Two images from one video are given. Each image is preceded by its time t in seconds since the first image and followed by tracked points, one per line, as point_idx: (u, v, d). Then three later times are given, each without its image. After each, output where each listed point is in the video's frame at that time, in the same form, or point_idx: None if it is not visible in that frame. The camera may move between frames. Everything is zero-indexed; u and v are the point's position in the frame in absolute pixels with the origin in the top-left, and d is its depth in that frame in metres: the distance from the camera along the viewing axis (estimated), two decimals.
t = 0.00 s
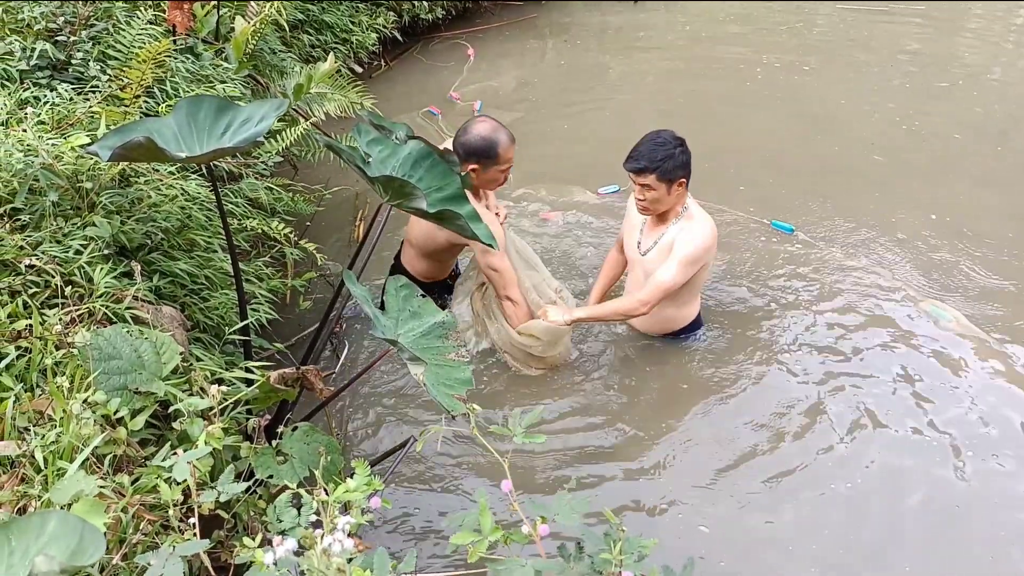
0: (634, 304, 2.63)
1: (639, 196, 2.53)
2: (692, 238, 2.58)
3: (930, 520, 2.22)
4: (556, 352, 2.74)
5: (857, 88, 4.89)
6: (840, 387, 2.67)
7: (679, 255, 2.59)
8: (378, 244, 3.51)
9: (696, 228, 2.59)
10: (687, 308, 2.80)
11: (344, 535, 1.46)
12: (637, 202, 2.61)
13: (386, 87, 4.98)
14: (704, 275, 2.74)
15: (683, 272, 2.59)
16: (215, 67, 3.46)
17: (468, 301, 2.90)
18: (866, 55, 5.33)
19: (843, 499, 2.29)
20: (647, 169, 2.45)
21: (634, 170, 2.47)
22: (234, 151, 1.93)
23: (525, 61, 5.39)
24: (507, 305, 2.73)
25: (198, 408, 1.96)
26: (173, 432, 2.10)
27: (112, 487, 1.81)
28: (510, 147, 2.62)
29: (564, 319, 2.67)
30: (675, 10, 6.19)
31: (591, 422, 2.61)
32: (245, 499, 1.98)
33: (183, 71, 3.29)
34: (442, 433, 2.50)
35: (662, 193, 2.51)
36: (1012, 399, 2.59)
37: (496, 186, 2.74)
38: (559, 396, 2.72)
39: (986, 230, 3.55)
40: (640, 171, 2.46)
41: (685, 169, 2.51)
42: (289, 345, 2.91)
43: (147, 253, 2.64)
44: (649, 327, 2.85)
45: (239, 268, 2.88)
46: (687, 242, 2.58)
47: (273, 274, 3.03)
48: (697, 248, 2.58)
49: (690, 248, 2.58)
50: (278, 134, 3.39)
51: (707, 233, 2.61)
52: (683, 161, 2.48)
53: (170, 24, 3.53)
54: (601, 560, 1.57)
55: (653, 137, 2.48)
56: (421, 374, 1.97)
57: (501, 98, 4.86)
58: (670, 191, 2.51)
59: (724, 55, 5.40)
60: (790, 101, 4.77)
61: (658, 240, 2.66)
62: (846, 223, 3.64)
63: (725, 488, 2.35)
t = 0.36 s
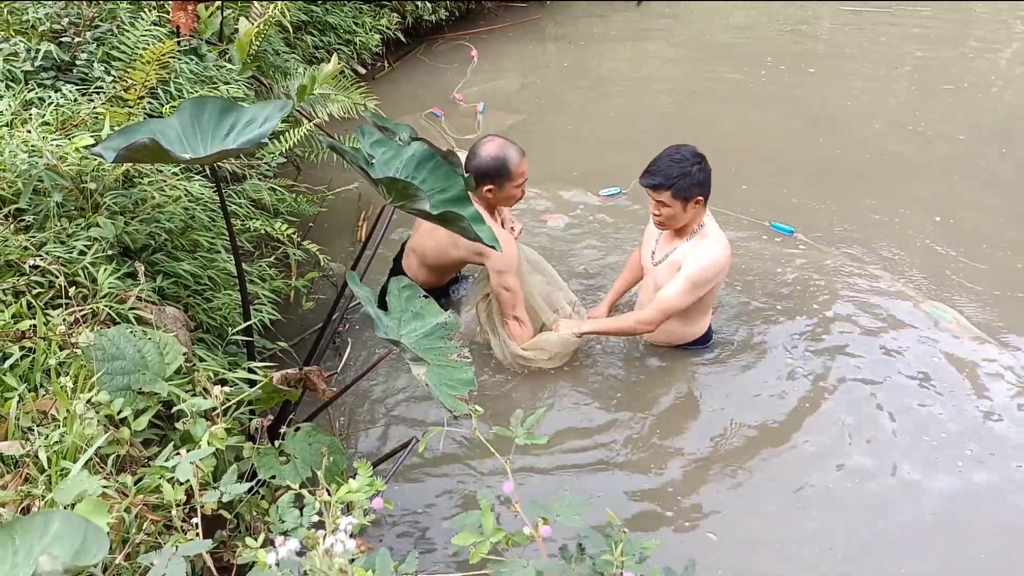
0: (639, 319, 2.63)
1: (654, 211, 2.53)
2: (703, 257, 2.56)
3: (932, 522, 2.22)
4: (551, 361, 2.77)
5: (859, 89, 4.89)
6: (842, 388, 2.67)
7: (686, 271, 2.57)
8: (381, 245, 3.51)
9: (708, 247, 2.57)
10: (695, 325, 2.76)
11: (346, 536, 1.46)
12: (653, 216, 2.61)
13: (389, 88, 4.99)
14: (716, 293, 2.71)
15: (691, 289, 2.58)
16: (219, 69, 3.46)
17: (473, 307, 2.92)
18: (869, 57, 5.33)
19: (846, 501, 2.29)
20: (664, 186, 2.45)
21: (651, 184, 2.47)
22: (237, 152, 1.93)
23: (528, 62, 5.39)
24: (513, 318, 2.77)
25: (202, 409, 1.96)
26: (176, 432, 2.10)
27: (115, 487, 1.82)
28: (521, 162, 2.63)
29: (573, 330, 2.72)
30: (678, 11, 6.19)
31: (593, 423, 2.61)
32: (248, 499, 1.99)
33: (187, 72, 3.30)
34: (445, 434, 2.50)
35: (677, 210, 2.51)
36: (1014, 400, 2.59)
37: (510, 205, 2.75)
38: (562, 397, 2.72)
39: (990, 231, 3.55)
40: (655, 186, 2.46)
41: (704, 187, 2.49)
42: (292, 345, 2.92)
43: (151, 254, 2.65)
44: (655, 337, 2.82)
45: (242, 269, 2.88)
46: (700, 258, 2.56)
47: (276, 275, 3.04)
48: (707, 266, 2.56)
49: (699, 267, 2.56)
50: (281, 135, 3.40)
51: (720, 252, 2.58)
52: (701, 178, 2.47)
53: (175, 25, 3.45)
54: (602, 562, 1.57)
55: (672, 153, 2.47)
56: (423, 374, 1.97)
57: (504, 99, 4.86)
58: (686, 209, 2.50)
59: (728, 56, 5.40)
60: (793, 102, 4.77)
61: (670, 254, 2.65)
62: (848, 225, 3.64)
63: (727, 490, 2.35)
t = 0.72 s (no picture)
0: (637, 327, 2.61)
1: (659, 213, 2.53)
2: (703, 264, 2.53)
3: (936, 522, 2.20)
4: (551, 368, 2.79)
5: (865, 88, 4.87)
6: (846, 387, 2.66)
7: (685, 278, 2.54)
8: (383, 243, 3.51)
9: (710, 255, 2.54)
10: (701, 335, 2.72)
11: (346, 535, 1.45)
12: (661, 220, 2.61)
13: (393, 86, 4.98)
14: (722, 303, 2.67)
15: (690, 297, 2.54)
16: (222, 66, 3.46)
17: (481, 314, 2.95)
18: (875, 55, 5.31)
19: (850, 500, 2.27)
20: (666, 189, 2.45)
21: (656, 186, 2.47)
22: (238, 150, 1.93)
23: (532, 60, 5.38)
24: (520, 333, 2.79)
25: (203, 407, 1.96)
26: (177, 430, 2.10)
27: (116, 484, 1.81)
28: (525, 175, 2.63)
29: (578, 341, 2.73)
30: (683, 8, 6.17)
31: (595, 422, 2.60)
32: (249, 498, 1.98)
33: (189, 69, 3.29)
34: (447, 432, 2.49)
35: (680, 214, 2.50)
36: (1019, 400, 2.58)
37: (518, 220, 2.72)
38: (564, 396, 2.71)
39: (996, 230, 3.52)
40: (658, 189, 2.46)
41: (710, 193, 2.47)
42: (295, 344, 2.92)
43: (154, 251, 2.64)
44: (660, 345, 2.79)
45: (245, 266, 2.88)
46: (701, 265, 2.53)
47: (278, 273, 3.03)
48: (707, 273, 2.53)
49: (698, 274, 2.53)
50: (284, 133, 3.40)
51: (723, 260, 2.55)
52: (706, 184, 2.44)
53: (177, 23, 3.53)
54: (603, 561, 1.56)
55: (679, 156, 2.45)
56: (424, 372, 1.97)
57: (507, 97, 4.85)
58: (688, 214, 2.49)
59: (732, 54, 5.38)
60: (798, 100, 4.75)
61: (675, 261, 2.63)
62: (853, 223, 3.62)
63: (730, 490, 2.33)
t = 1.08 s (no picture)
0: (643, 324, 2.64)
1: (663, 211, 2.56)
2: (703, 264, 2.53)
3: (938, 521, 2.21)
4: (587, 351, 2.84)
5: (867, 89, 4.88)
6: (844, 384, 2.68)
7: (688, 278, 2.54)
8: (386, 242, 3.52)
9: (712, 255, 2.54)
10: (706, 337, 2.72)
11: (351, 529, 1.46)
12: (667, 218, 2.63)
13: (396, 86, 4.99)
14: (727, 305, 2.66)
15: (693, 295, 2.53)
16: (226, 65, 3.48)
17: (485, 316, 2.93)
18: (877, 56, 5.32)
19: (852, 499, 2.28)
20: (667, 187, 2.49)
21: (659, 183, 2.51)
22: (244, 147, 1.94)
23: (534, 61, 5.39)
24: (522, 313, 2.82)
25: (208, 403, 1.96)
26: (181, 427, 2.11)
27: (121, 480, 1.82)
28: (543, 173, 2.64)
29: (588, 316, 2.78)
30: (685, 10, 6.19)
31: (597, 420, 2.60)
32: (253, 494, 1.99)
33: (194, 68, 3.31)
34: (450, 429, 2.50)
35: (682, 212, 2.52)
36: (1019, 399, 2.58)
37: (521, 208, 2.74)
38: (567, 394, 2.71)
39: (997, 231, 3.53)
40: (661, 186, 2.49)
41: (713, 191, 2.47)
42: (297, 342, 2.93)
43: (158, 249, 2.65)
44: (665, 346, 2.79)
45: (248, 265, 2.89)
46: (704, 265, 2.53)
47: (282, 271, 3.04)
48: (710, 273, 2.52)
49: (700, 274, 2.53)
50: (287, 132, 3.41)
51: (726, 259, 2.54)
52: (708, 182, 2.45)
53: (182, 22, 3.51)
54: (607, 558, 1.57)
55: (682, 155, 2.48)
56: (427, 371, 1.98)
57: (510, 98, 4.86)
58: (691, 212, 2.51)
59: (734, 55, 5.39)
60: (800, 101, 4.76)
61: (680, 261, 2.64)
62: (854, 223, 3.63)
63: (733, 488, 2.33)
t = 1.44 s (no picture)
0: (647, 313, 2.63)
1: (675, 206, 2.58)
2: (710, 262, 2.55)
3: (939, 521, 2.22)
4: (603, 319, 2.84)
5: (869, 89, 4.89)
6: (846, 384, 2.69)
7: (694, 276, 2.56)
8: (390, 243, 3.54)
9: (719, 253, 2.55)
10: (708, 336, 2.74)
11: (357, 528, 1.48)
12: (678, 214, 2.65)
13: (400, 87, 5.01)
14: (730, 305, 2.68)
15: (699, 292, 2.55)
16: (231, 67, 3.50)
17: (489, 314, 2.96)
18: (880, 57, 5.32)
19: (854, 499, 2.29)
20: (680, 181, 2.51)
21: (672, 178, 2.53)
22: (251, 150, 1.96)
23: (537, 62, 5.41)
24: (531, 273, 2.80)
25: (214, 404, 1.98)
26: (187, 427, 2.13)
27: (128, 480, 1.84)
28: (554, 143, 2.69)
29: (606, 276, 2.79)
30: (688, 11, 6.20)
31: (600, 420, 2.62)
32: (260, 494, 2.01)
33: (199, 70, 3.33)
34: (453, 429, 2.52)
35: (693, 208, 2.54)
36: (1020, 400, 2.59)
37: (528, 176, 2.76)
38: (570, 394, 2.73)
39: (999, 232, 3.54)
40: (674, 181, 2.51)
41: (725, 190, 2.49)
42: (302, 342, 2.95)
43: (164, 251, 2.67)
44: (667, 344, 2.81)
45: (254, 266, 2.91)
46: (710, 263, 2.55)
47: (287, 272, 3.07)
48: (716, 272, 2.54)
49: (706, 272, 2.54)
50: (292, 133, 3.43)
51: (733, 259, 2.56)
52: (720, 181, 2.46)
53: (187, 24, 3.45)
54: (608, 556, 1.59)
55: (699, 152, 2.49)
56: (433, 371, 2.01)
57: (513, 99, 4.88)
58: (702, 209, 2.53)
59: (737, 55, 5.41)
60: (803, 102, 4.77)
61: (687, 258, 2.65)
62: (856, 224, 3.64)
63: (735, 488, 2.35)
